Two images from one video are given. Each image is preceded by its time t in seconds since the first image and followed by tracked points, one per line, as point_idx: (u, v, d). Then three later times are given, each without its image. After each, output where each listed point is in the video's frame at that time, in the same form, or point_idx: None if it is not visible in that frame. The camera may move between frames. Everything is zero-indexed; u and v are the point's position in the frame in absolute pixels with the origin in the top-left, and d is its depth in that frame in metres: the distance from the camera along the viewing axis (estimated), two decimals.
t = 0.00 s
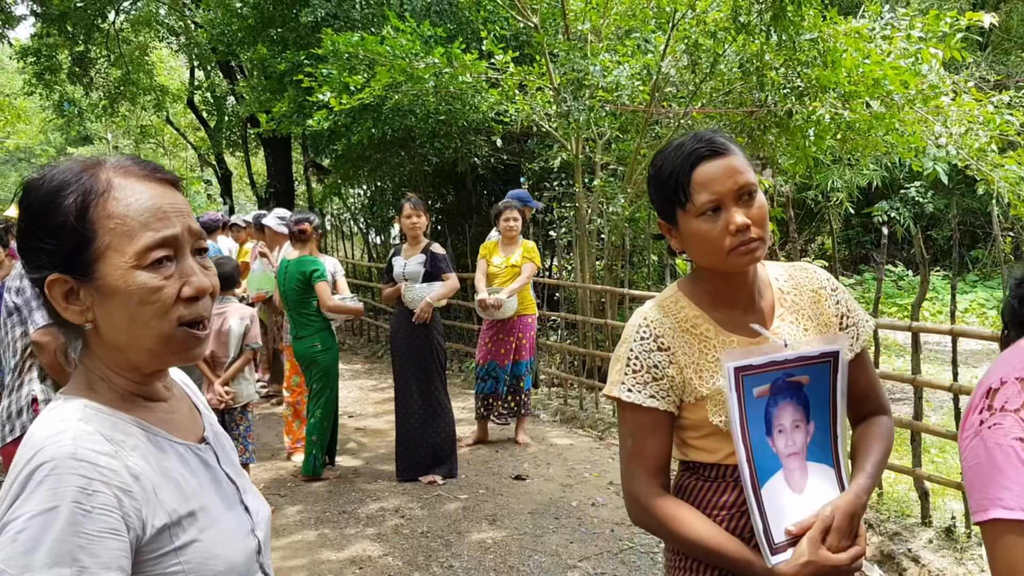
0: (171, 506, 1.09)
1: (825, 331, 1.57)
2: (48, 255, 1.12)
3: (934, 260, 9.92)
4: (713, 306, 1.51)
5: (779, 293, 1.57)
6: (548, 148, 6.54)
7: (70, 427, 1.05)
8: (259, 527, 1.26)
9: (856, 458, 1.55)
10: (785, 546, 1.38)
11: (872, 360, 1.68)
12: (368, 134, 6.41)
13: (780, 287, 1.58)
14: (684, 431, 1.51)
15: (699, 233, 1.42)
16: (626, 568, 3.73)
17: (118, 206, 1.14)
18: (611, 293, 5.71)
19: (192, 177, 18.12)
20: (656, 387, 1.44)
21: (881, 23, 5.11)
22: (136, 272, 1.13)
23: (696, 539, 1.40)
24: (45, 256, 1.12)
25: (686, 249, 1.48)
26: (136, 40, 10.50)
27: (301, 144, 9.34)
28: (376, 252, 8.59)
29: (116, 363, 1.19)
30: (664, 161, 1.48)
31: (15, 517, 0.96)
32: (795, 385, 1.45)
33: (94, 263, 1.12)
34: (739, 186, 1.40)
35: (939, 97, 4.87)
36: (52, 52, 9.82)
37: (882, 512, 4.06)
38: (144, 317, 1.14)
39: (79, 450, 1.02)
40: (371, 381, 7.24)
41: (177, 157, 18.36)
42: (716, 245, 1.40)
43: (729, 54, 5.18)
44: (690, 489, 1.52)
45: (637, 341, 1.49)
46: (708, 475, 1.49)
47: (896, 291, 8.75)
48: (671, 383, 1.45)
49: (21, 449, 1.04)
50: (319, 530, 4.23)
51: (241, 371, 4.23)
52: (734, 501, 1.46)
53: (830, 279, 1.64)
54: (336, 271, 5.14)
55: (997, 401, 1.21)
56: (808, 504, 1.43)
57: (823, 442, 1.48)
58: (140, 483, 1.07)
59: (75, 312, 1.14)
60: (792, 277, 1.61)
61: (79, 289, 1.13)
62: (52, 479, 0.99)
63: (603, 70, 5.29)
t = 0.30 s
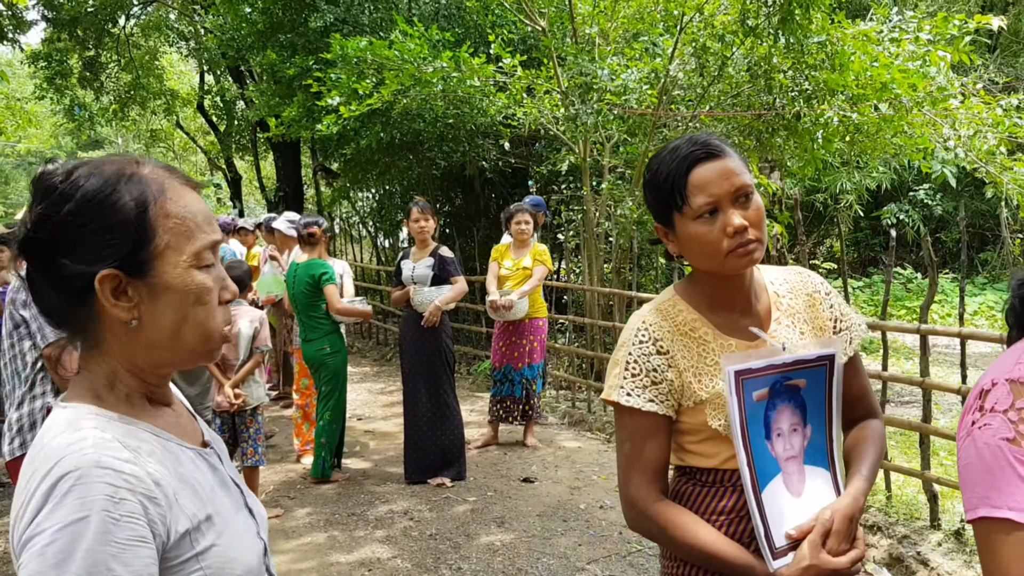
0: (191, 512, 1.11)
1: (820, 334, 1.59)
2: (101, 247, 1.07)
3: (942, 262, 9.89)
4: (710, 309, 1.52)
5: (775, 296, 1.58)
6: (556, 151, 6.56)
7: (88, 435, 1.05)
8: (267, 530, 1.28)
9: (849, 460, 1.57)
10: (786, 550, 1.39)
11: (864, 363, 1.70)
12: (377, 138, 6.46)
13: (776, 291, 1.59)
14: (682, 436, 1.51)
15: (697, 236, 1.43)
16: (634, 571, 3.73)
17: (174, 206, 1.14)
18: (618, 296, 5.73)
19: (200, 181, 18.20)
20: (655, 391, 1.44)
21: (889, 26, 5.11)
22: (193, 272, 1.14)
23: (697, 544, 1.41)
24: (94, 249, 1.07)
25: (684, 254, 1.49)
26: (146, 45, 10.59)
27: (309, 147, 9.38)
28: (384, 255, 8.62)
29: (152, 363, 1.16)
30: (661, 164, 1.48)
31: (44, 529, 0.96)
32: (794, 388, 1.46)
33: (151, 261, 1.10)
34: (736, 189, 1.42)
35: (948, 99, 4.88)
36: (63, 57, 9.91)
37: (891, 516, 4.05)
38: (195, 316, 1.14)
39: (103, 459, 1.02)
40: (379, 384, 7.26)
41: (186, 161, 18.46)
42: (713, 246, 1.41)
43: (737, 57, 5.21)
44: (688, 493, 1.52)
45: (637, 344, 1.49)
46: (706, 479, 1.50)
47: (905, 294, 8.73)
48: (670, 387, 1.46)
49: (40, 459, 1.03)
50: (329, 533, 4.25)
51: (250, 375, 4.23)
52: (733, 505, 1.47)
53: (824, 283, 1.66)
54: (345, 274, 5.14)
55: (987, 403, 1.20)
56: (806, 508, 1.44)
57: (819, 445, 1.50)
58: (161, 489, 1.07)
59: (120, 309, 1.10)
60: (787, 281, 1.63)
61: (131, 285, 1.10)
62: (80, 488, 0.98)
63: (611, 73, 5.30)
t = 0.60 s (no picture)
0: (221, 509, 1.15)
1: (803, 339, 1.60)
2: (196, 254, 1.21)
3: (942, 263, 9.89)
4: (694, 314, 1.52)
5: (758, 301, 1.59)
6: (554, 155, 6.56)
7: (129, 440, 1.07)
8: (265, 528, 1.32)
9: (830, 462, 1.58)
10: (771, 554, 1.40)
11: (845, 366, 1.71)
12: (376, 142, 6.48)
13: (759, 296, 1.60)
14: (666, 441, 1.51)
15: (682, 241, 1.43)
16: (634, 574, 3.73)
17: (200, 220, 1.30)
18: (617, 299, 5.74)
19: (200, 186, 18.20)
20: (641, 398, 1.44)
21: (887, 27, 5.13)
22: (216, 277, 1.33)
23: (684, 550, 1.41)
24: (190, 255, 1.19)
25: (669, 260, 1.49)
26: (145, 50, 10.64)
27: (308, 152, 9.40)
28: (384, 259, 8.63)
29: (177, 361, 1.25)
30: (646, 172, 1.48)
31: (111, 534, 0.99)
32: (778, 393, 1.47)
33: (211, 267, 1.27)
34: (719, 194, 1.43)
35: (946, 100, 4.87)
36: (62, 63, 9.95)
37: (891, 517, 4.05)
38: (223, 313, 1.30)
39: (153, 462, 1.05)
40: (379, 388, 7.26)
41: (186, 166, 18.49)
42: (699, 251, 1.42)
43: (735, 59, 5.23)
44: (670, 497, 1.52)
45: (622, 350, 1.49)
46: (689, 483, 1.50)
47: (904, 295, 8.73)
48: (657, 393, 1.45)
49: (85, 466, 1.04)
50: (329, 537, 4.25)
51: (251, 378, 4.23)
52: (717, 510, 1.47)
53: (805, 289, 1.68)
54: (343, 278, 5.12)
55: (975, 402, 1.21)
56: (790, 512, 1.45)
57: (801, 449, 1.51)
58: (201, 489, 1.11)
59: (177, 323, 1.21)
60: (770, 286, 1.64)
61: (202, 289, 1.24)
62: (140, 492, 1.01)
63: (610, 76, 5.29)
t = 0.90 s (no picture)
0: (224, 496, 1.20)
1: (800, 335, 1.60)
2: (196, 252, 1.21)
3: (938, 262, 9.90)
4: (691, 311, 1.52)
5: (755, 298, 1.59)
6: (550, 155, 6.57)
7: (145, 428, 1.10)
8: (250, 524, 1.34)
9: (829, 457, 1.58)
10: (773, 550, 1.40)
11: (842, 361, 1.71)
12: (371, 144, 6.47)
13: (756, 292, 1.60)
14: (665, 439, 1.51)
15: (679, 238, 1.42)
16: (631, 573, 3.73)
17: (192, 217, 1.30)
18: (614, 299, 5.74)
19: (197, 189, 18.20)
20: (639, 396, 1.44)
21: (882, 27, 5.15)
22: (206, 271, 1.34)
23: (685, 547, 1.40)
24: (192, 251, 1.20)
25: (666, 257, 1.48)
26: (140, 54, 10.64)
27: (304, 154, 9.40)
28: (380, 260, 8.63)
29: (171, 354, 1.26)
30: (640, 169, 1.48)
31: (136, 519, 1.03)
32: (775, 389, 1.46)
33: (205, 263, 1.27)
34: (714, 190, 1.42)
35: (941, 99, 4.89)
36: (56, 66, 9.96)
37: (889, 515, 4.05)
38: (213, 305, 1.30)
39: (171, 448, 1.09)
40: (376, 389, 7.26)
41: (182, 169, 18.49)
42: (696, 248, 1.41)
43: (730, 59, 5.25)
44: (671, 495, 1.51)
45: (621, 347, 1.48)
46: (689, 481, 1.50)
47: (901, 293, 8.74)
48: (654, 391, 1.45)
49: (102, 454, 1.06)
50: (326, 539, 4.24)
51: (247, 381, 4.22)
52: (718, 508, 1.47)
53: (801, 285, 1.68)
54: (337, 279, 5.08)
55: (978, 396, 1.18)
56: (790, 508, 1.45)
57: (800, 445, 1.51)
58: (209, 476, 1.16)
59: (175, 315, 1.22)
60: (766, 283, 1.64)
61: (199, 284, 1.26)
62: (163, 478, 1.06)
63: (605, 77, 5.31)
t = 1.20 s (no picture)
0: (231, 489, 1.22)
1: (800, 333, 1.60)
2: (230, 259, 1.24)
3: (936, 262, 9.90)
4: (692, 310, 1.52)
5: (755, 296, 1.59)
6: (547, 156, 6.57)
7: (169, 409, 1.13)
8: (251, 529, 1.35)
9: (832, 454, 1.59)
10: (780, 548, 1.40)
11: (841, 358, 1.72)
12: (369, 145, 6.46)
13: (755, 290, 1.60)
14: (669, 439, 1.50)
15: (680, 237, 1.42)
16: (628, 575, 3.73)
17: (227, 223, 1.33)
18: (612, 300, 5.74)
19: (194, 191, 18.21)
20: (643, 397, 1.44)
21: (879, 27, 5.16)
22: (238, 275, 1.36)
23: (691, 547, 1.41)
24: (227, 259, 1.23)
25: (668, 258, 1.48)
26: (137, 56, 10.66)
27: (302, 156, 9.40)
28: (379, 262, 8.63)
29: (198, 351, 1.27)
30: (639, 167, 1.48)
31: (153, 492, 1.05)
32: (778, 387, 1.46)
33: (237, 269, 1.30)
34: (715, 189, 1.43)
35: (938, 99, 4.90)
36: (54, 68, 9.97)
37: (886, 515, 4.04)
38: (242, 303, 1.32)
39: (194, 432, 1.13)
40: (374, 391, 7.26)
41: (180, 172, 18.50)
42: (698, 248, 1.41)
43: (727, 60, 5.26)
44: (674, 495, 1.51)
45: (624, 348, 1.48)
46: (693, 481, 1.50)
47: (899, 293, 8.73)
48: (658, 391, 1.45)
49: (126, 428, 1.09)
50: (323, 541, 4.24)
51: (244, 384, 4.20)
52: (722, 508, 1.47)
53: (800, 283, 1.69)
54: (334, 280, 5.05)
55: (971, 399, 1.18)
56: (795, 505, 1.46)
57: (803, 443, 1.51)
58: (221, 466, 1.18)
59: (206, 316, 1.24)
60: (765, 281, 1.64)
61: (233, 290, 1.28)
62: (184, 457, 1.09)
63: (603, 78, 5.33)
